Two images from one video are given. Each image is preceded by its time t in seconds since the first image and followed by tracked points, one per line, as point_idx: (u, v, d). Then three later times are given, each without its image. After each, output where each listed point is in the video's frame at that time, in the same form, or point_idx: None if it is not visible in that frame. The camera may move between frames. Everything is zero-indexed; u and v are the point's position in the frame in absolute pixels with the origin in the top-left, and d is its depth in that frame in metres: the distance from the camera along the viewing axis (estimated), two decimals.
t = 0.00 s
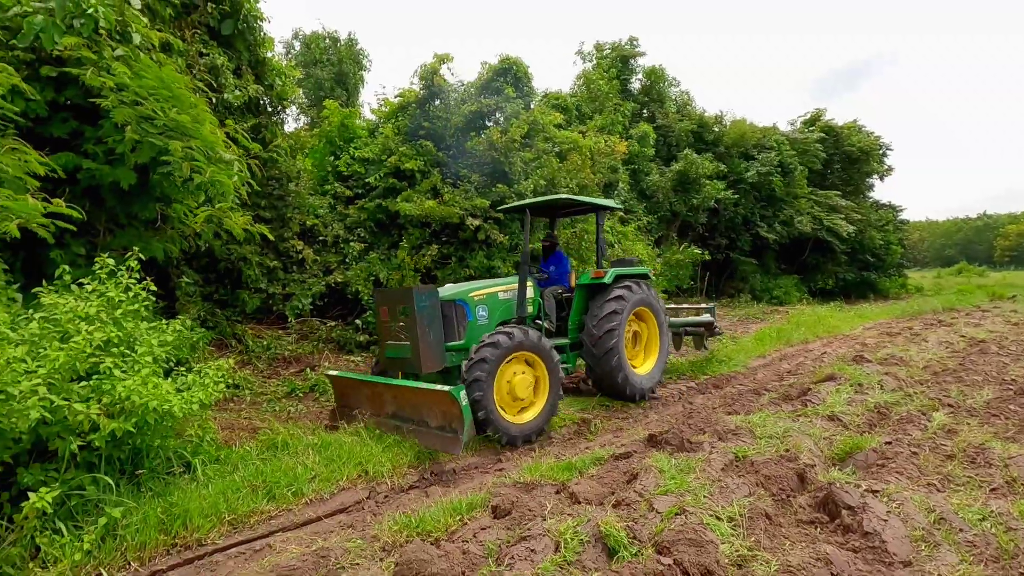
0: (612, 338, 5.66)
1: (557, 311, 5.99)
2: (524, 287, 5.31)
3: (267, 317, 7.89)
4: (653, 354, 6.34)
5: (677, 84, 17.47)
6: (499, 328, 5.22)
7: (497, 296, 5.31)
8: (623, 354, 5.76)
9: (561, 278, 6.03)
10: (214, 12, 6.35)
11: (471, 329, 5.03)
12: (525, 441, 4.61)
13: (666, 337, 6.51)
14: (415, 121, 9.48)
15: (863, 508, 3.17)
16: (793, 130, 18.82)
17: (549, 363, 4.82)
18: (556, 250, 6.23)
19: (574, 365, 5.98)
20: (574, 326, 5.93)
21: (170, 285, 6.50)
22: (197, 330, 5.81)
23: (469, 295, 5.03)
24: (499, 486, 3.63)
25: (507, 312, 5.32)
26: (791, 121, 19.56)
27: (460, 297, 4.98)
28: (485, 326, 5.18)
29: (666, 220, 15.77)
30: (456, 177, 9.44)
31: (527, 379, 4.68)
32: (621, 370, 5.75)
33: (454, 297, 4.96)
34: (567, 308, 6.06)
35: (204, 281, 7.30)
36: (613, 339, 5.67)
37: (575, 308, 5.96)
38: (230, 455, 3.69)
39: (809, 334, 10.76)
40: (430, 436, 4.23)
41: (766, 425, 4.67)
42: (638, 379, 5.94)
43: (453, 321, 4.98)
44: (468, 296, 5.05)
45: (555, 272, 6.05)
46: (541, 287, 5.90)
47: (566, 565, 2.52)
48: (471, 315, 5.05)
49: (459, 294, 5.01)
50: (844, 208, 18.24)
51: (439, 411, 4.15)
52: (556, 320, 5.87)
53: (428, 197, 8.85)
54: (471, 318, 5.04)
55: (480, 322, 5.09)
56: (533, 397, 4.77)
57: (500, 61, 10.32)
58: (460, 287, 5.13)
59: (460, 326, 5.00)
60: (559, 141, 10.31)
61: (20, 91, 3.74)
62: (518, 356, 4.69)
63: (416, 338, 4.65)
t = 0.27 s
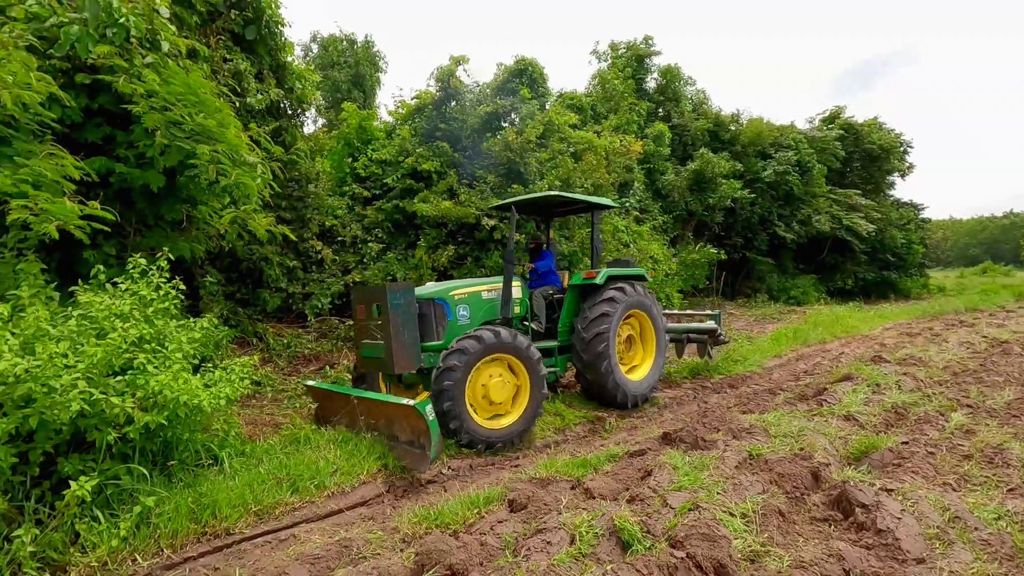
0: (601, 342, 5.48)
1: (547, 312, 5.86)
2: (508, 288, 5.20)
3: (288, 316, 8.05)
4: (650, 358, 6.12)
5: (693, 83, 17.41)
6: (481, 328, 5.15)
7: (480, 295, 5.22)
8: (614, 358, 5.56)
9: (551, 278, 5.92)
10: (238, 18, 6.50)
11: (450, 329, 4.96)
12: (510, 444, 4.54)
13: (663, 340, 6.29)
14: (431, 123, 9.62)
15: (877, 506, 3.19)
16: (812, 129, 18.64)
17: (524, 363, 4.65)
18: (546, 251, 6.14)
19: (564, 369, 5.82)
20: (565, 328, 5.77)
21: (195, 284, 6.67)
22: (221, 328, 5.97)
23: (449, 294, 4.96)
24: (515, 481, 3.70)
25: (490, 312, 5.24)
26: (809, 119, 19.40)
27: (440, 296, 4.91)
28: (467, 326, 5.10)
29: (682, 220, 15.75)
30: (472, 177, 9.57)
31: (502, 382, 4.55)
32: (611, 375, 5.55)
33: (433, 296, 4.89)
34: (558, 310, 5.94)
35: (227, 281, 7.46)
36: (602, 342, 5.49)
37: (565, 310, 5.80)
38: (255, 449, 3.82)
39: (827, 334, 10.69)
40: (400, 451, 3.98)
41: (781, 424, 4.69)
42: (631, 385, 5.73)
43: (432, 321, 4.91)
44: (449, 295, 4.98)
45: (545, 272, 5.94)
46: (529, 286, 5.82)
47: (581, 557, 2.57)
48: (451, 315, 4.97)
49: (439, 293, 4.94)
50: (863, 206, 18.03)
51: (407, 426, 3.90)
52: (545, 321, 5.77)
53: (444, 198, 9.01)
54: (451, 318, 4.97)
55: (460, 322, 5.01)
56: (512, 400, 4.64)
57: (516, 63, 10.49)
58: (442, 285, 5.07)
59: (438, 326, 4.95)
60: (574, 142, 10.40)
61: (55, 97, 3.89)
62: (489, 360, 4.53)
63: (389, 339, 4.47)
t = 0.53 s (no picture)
0: (593, 343, 5.35)
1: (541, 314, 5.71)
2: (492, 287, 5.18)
3: (311, 316, 8.23)
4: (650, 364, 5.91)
5: (711, 83, 17.35)
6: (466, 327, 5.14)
7: (466, 294, 5.25)
8: (608, 361, 5.41)
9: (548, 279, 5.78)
10: (265, 26, 6.68)
11: (433, 326, 5.01)
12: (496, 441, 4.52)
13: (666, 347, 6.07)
14: (451, 126, 9.77)
15: (896, 506, 3.23)
16: (832, 128, 18.47)
17: (502, 359, 4.57)
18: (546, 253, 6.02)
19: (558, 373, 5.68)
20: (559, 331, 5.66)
21: (223, 286, 6.87)
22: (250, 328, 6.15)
23: (432, 292, 5.03)
24: (537, 479, 3.79)
25: (476, 311, 5.23)
26: (829, 118, 19.21)
27: (423, 293, 5.00)
28: (452, 324, 5.14)
29: (700, 220, 15.71)
30: (491, 180, 9.70)
31: (481, 383, 4.48)
32: (604, 380, 5.38)
33: (416, 294, 4.99)
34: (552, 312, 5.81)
35: (254, 282, 7.65)
36: (594, 343, 5.35)
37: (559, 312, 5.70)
38: (287, 445, 3.96)
39: (848, 335, 10.63)
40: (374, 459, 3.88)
41: (800, 425, 4.73)
42: (628, 391, 5.54)
43: (416, 318, 4.98)
44: (432, 293, 5.06)
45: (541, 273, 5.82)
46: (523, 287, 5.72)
47: (604, 551, 2.65)
48: (434, 313, 5.03)
49: (422, 291, 5.03)
50: (885, 206, 17.82)
51: (378, 433, 3.80)
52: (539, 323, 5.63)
53: (464, 200, 9.14)
54: (434, 315, 5.03)
55: (444, 320, 5.05)
56: (493, 399, 4.58)
57: (535, 66, 10.68)
58: (427, 284, 5.15)
59: (423, 324, 5.00)
60: (592, 143, 10.51)
61: (98, 107, 4.07)
62: (465, 361, 4.46)
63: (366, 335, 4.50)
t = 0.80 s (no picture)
0: (585, 346, 5.20)
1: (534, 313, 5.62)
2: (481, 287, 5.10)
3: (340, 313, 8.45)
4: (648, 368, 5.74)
5: (732, 81, 17.30)
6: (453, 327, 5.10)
7: (454, 294, 5.17)
8: (601, 363, 5.27)
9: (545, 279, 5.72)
10: (299, 33, 6.91)
11: (420, 327, 4.93)
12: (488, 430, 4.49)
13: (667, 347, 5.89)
14: (475, 127, 9.95)
15: (920, 497, 3.32)
16: (856, 126, 18.31)
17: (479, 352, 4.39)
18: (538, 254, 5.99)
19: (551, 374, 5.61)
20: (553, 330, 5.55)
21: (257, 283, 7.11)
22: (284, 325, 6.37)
23: (419, 292, 4.94)
24: (567, 469, 3.93)
25: (465, 311, 5.17)
26: (853, 116, 19.05)
27: (408, 293, 4.89)
28: (440, 324, 5.07)
29: (720, 219, 15.70)
30: (513, 181, 9.77)
31: (460, 380, 4.35)
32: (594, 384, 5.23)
33: (402, 294, 4.87)
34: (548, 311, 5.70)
35: (286, 280, 7.89)
36: (586, 346, 5.20)
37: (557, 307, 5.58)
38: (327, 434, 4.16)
39: (871, 335, 10.59)
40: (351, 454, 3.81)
41: (824, 421, 4.81)
42: (622, 396, 5.39)
43: (401, 317, 4.88)
44: (419, 292, 4.97)
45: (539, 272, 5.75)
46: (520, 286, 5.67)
47: (636, 534, 2.78)
48: (421, 313, 4.96)
49: (409, 291, 4.94)
50: (910, 205, 17.63)
51: (352, 430, 3.73)
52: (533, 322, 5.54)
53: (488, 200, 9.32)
54: (421, 315, 4.95)
55: (431, 320, 4.98)
56: (480, 391, 4.47)
57: (557, 67, 10.85)
58: (414, 283, 5.07)
59: (408, 323, 4.92)
60: (613, 143, 10.60)
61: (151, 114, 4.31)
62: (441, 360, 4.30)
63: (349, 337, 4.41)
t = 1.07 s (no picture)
0: (570, 355, 5.06)
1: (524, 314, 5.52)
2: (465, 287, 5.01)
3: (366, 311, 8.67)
4: (644, 357, 5.56)
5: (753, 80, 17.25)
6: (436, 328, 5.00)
7: (438, 294, 5.09)
8: (589, 370, 5.12)
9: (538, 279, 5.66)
10: (332, 39, 7.14)
11: (401, 327, 4.86)
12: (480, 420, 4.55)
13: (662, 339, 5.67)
14: (498, 129, 10.13)
15: (942, 490, 3.40)
16: (880, 124, 18.13)
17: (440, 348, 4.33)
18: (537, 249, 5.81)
19: (541, 376, 5.48)
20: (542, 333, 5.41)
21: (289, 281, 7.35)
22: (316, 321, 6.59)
23: (399, 291, 4.87)
24: (595, 460, 4.07)
25: (448, 311, 5.08)
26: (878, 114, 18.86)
27: (388, 293, 4.84)
28: (422, 324, 4.99)
29: (741, 219, 15.68)
30: (535, 181, 9.91)
31: (431, 385, 4.31)
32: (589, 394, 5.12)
33: (382, 294, 4.82)
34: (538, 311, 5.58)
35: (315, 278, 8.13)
36: (571, 355, 5.05)
37: (537, 315, 5.42)
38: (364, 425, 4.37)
39: (895, 335, 10.55)
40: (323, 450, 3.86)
41: (847, 418, 4.88)
42: (618, 397, 5.28)
43: (382, 317, 4.82)
44: (400, 292, 4.90)
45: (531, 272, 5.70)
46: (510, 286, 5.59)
47: (664, 519, 2.92)
48: (402, 313, 4.88)
49: (389, 290, 4.88)
50: (935, 204, 17.41)
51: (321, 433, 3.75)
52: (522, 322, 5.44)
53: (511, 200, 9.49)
54: (402, 316, 4.87)
55: (412, 320, 4.90)
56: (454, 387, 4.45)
57: (579, 69, 10.99)
58: (397, 282, 5.01)
59: (388, 324, 4.85)
60: (635, 143, 10.69)
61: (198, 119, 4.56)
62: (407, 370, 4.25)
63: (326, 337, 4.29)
